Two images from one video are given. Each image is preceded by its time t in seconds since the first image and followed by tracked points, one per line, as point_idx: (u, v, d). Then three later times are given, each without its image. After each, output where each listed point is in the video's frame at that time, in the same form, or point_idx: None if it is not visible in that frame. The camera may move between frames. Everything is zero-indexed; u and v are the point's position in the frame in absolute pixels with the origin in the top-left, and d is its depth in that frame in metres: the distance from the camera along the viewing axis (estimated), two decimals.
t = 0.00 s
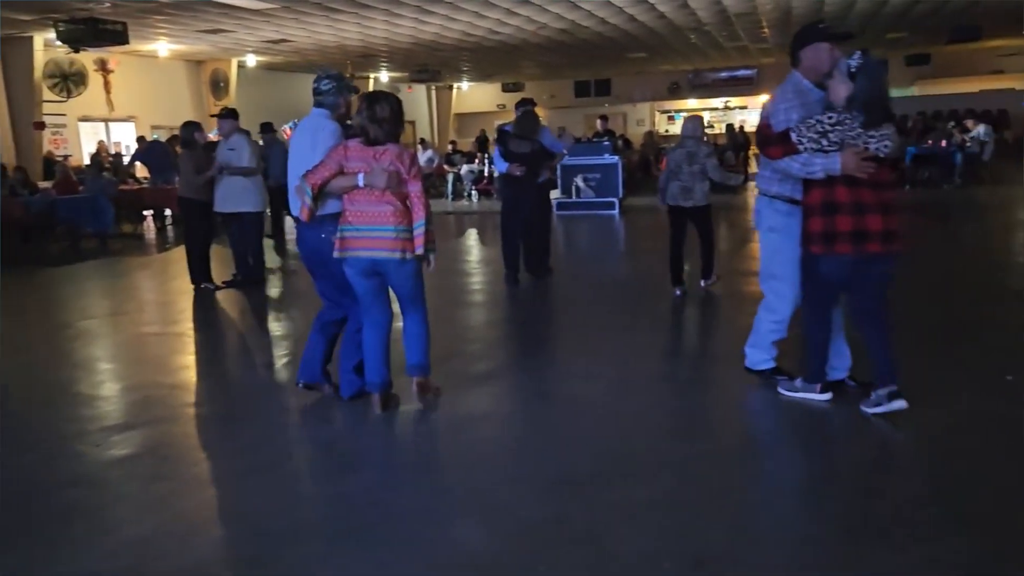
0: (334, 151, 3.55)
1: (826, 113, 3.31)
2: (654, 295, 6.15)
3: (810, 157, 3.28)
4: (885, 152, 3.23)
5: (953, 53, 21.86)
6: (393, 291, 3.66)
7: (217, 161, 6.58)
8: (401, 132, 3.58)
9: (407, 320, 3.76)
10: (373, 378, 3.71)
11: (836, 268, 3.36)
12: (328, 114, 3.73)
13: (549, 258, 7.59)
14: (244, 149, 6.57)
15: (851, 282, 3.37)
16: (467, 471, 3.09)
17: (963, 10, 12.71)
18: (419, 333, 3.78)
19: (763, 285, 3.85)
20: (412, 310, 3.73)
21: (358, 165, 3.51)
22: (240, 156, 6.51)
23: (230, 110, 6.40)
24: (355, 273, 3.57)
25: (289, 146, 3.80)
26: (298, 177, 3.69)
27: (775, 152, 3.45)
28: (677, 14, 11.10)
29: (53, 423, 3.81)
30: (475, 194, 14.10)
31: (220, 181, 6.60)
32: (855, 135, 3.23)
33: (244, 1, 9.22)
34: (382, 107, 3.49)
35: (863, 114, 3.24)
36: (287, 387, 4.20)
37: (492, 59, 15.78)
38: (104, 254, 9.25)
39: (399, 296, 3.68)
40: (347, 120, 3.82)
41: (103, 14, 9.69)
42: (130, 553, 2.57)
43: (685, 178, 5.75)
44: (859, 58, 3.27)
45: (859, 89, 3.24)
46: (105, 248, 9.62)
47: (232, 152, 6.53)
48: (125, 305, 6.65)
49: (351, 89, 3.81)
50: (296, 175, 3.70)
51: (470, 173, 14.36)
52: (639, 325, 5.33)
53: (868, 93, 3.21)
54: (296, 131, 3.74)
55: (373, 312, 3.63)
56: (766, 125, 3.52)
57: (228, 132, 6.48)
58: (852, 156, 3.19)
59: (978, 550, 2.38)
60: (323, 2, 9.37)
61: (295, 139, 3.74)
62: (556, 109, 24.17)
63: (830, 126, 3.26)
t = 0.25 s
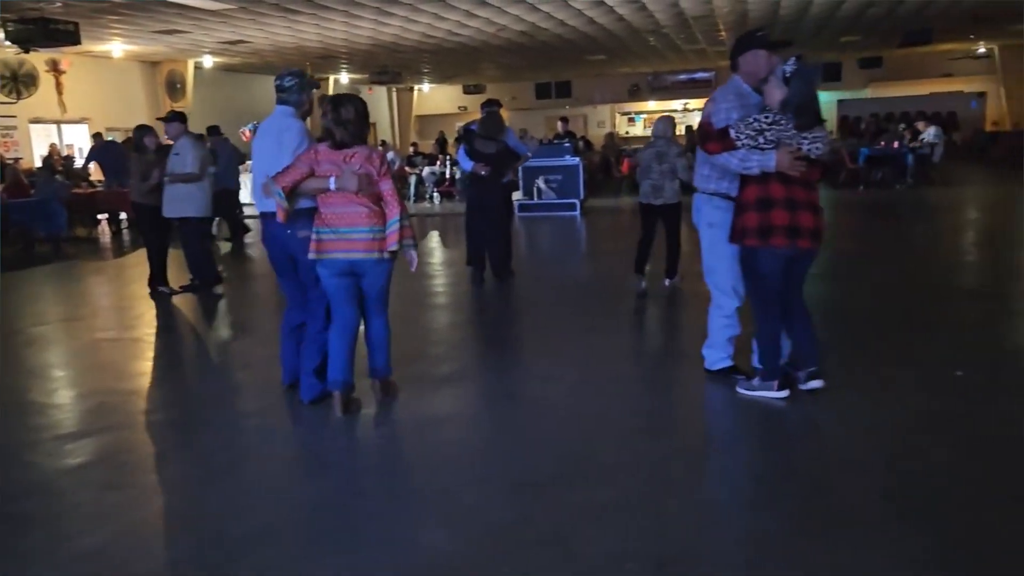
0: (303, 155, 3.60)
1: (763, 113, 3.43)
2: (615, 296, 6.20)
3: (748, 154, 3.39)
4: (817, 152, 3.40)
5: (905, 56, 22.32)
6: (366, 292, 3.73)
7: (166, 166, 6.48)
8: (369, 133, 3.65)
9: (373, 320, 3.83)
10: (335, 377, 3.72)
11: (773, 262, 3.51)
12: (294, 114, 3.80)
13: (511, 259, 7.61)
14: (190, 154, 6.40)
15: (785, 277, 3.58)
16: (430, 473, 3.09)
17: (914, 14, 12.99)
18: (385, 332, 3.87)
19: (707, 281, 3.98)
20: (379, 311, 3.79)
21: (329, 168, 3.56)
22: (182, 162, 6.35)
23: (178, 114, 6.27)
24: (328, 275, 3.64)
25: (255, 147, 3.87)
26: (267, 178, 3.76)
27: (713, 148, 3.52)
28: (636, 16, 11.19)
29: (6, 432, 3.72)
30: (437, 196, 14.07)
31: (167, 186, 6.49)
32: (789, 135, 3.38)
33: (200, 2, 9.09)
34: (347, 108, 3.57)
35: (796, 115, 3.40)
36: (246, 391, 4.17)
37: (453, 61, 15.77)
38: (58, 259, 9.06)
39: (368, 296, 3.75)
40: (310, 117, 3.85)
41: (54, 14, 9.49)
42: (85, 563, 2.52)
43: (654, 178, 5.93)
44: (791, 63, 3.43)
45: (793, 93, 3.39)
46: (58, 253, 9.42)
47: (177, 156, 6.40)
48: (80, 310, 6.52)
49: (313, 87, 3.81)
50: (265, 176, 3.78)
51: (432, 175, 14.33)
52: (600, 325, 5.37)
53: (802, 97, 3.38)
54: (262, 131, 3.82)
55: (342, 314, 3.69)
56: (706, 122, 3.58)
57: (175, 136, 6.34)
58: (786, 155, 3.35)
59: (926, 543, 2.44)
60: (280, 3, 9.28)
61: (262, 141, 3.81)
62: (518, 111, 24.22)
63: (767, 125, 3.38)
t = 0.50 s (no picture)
0: (256, 161, 3.62)
1: (691, 120, 3.58)
2: (562, 297, 6.24)
3: (678, 157, 3.55)
4: (742, 155, 3.55)
5: (841, 61, 22.89)
6: (321, 297, 3.78)
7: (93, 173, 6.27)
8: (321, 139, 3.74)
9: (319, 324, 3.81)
10: (292, 364, 3.86)
11: (709, 259, 3.63)
12: (241, 119, 3.78)
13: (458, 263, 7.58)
14: (113, 158, 6.15)
15: (721, 267, 3.67)
16: (378, 480, 3.06)
17: (850, 20, 13.32)
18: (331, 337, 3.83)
19: (650, 276, 4.06)
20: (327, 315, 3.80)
21: (283, 174, 3.61)
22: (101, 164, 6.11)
23: (104, 116, 6.10)
24: (287, 279, 3.72)
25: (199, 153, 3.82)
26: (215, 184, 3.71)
27: (647, 152, 3.68)
28: (581, 20, 11.27)
29: None
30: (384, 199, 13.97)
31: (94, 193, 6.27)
32: (715, 139, 3.54)
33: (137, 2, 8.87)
34: (301, 114, 3.62)
35: (721, 119, 3.53)
36: (187, 401, 4.06)
37: (398, 63, 15.66)
38: None
39: (320, 300, 3.77)
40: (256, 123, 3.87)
41: None
42: None
43: (610, 180, 6.29)
44: (715, 72, 3.51)
45: (717, 99, 3.51)
46: None
47: (101, 160, 6.19)
48: (12, 319, 6.30)
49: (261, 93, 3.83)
50: (212, 182, 3.73)
51: (379, 178, 14.23)
52: (548, 327, 5.38)
53: (724, 103, 3.50)
54: (207, 137, 3.78)
55: (299, 317, 3.80)
56: (643, 127, 3.76)
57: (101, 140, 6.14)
58: (713, 158, 3.51)
59: (864, 539, 2.49)
60: (220, 4, 9.11)
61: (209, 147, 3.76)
62: (465, 113, 24.18)
63: (694, 130, 3.54)
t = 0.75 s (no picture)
0: (200, 163, 3.60)
1: (630, 127, 3.71)
2: (508, 300, 6.26)
3: (620, 167, 3.67)
4: (679, 158, 3.69)
5: (779, 65, 23.43)
6: (263, 298, 3.71)
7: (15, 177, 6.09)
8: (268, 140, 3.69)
9: (264, 327, 3.74)
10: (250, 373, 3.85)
11: (647, 258, 3.77)
12: (186, 123, 3.77)
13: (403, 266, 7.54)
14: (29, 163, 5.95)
15: (657, 267, 3.81)
16: (322, 488, 3.03)
17: (787, 25, 13.63)
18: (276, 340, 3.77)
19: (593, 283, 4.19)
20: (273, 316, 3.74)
21: (227, 175, 3.58)
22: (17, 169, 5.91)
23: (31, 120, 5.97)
24: (231, 278, 3.66)
25: (142, 155, 3.78)
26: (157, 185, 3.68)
27: (590, 162, 3.78)
28: (525, 23, 11.30)
29: None
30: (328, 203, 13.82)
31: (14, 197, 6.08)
32: (655, 145, 3.67)
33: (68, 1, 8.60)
34: (246, 115, 3.58)
35: (657, 124, 3.68)
36: (124, 413, 3.95)
37: (341, 65, 15.51)
38: None
39: (263, 303, 3.71)
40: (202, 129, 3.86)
41: None
42: None
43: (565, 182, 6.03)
44: (653, 78, 3.66)
45: (655, 105, 3.66)
46: None
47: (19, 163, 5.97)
48: None
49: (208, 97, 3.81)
50: (154, 184, 3.70)
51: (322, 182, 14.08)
52: (494, 330, 5.39)
53: (663, 108, 3.66)
54: (152, 140, 3.76)
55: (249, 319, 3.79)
56: (585, 137, 3.87)
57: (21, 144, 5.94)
58: (653, 165, 3.63)
59: (802, 535, 2.55)
60: (156, 4, 8.89)
61: (152, 149, 3.74)
62: (409, 116, 24.07)
63: (633, 138, 3.67)
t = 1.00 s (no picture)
0: (137, 166, 3.56)
1: (560, 129, 3.78)
2: (444, 304, 6.25)
3: (552, 166, 3.74)
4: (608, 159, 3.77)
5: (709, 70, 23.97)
6: (201, 303, 3.72)
7: None
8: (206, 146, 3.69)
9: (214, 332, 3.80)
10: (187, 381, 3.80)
11: (577, 257, 3.92)
12: (125, 126, 3.68)
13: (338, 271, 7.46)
14: None
15: (584, 268, 3.98)
16: (251, 498, 2.96)
17: (717, 31, 13.91)
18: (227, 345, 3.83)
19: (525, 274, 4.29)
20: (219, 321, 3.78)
21: (165, 182, 3.56)
22: None
23: None
24: (162, 286, 3.64)
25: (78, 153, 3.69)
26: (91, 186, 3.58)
27: (521, 163, 3.81)
28: (460, 27, 11.29)
29: None
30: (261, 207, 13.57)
31: None
32: (584, 145, 3.75)
33: None
34: (185, 120, 3.58)
35: (585, 127, 3.82)
36: (44, 425, 3.80)
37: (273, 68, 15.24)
38: None
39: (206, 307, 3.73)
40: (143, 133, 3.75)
41: None
42: None
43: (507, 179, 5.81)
44: (580, 82, 3.80)
45: (581, 109, 3.81)
46: None
47: None
48: None
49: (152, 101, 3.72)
50: (88, 185, 3.62)
51: (256, 186, 13.81)
52: (432, 334, 5.36)
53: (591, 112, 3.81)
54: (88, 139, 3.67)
55: (184, 326, 3.75)
56: (512, 138, 3.85)
57: None
58: (583, 165, 3.71)
59: (738, 530, 2.61)
60: (77, 3, 8.60)
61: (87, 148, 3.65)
62: (344, 119, 23.81)
63: (564, 139, 3.73)
